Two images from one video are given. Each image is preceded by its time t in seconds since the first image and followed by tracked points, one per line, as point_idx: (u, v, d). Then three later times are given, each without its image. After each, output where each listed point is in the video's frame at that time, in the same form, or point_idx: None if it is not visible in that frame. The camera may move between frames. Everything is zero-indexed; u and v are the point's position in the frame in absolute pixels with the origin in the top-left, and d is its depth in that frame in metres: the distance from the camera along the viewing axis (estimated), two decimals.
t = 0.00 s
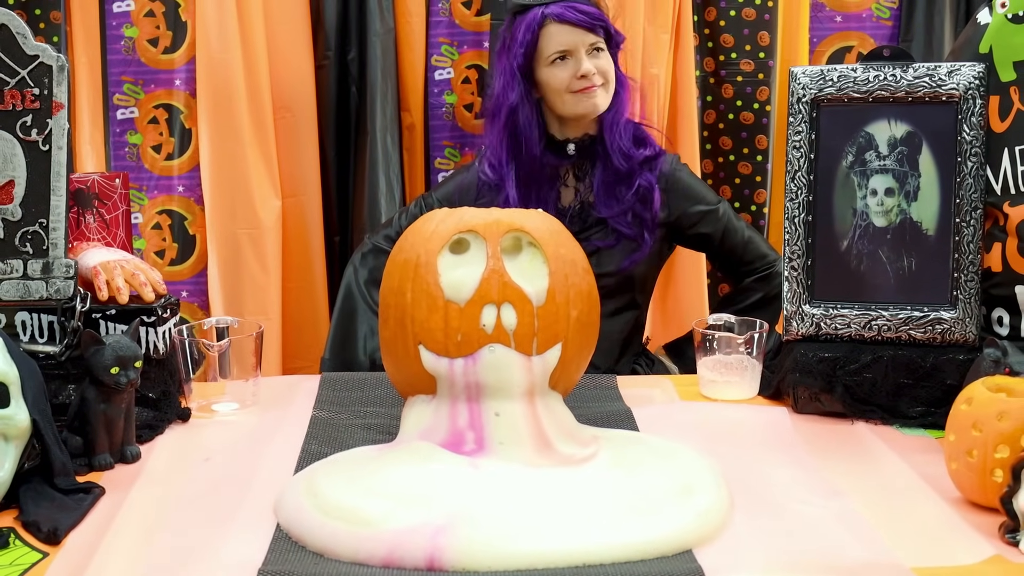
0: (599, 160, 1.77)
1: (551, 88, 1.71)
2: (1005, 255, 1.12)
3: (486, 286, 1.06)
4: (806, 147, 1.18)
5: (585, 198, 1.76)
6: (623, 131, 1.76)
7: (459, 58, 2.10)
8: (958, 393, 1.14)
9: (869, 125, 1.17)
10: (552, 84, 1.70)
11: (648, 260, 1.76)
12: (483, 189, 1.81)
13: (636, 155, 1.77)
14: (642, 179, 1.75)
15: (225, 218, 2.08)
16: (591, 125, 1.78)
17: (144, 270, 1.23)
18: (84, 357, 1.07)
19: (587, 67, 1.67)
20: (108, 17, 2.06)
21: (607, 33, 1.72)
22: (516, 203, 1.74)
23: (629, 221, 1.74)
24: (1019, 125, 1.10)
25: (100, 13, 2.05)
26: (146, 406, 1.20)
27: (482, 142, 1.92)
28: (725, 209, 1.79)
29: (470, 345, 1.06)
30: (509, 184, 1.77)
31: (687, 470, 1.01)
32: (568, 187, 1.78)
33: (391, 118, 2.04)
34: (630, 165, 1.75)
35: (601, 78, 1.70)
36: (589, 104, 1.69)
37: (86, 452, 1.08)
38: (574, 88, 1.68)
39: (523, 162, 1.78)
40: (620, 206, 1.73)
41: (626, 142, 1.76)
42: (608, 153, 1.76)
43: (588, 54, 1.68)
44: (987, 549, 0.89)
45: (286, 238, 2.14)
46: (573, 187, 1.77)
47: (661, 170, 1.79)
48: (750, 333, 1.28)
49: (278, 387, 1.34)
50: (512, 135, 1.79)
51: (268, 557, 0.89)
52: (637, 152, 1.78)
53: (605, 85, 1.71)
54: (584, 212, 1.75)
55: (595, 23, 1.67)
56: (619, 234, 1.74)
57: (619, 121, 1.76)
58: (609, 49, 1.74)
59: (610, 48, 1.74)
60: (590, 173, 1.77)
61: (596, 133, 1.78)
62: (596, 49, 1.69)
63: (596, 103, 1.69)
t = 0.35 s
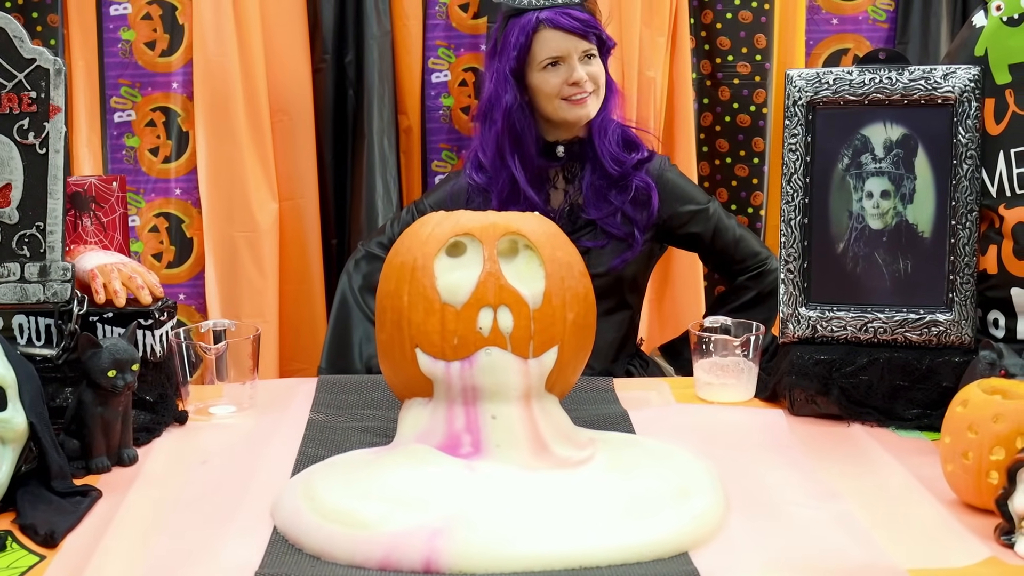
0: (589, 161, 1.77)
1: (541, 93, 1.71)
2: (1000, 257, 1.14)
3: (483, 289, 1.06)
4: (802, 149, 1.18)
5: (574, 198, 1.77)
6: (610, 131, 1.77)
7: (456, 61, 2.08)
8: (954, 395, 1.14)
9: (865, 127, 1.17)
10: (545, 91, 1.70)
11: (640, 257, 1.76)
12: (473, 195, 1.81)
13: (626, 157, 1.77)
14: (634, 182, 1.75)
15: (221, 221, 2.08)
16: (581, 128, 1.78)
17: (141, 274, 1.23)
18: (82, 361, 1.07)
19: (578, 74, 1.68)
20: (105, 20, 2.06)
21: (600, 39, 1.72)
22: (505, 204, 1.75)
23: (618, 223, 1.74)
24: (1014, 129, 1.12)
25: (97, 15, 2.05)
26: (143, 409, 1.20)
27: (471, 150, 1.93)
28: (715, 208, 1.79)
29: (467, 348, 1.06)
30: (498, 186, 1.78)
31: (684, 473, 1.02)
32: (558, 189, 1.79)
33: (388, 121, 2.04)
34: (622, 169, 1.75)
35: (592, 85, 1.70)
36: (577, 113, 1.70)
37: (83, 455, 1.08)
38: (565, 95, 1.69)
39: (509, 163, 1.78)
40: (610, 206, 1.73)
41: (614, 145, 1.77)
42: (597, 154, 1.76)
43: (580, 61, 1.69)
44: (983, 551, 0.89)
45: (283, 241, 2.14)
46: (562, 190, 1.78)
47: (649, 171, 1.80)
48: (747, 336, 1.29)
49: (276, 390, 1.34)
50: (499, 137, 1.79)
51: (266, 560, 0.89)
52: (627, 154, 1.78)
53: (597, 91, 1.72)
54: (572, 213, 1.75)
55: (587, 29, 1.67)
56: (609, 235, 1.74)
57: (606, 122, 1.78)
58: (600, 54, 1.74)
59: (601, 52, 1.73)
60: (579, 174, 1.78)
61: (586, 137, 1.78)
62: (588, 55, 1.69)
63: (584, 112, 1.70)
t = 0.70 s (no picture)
0: (591, 171, 1.76)
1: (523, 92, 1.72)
2: (997, 260, 1.12)
3: (481, 292, 1.07)
4: (799, 152, 1.19)
5: (575, 204, 1.74)
6: (614, 144, 1.76)
7: (454, 64, 2.11)
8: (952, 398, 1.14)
9: (863, 130, 1.17)
10: (524, 91, 1.71)
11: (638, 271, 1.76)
12: (474, 192, 1.80)
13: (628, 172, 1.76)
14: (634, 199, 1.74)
15: (220, 225, 2.08)
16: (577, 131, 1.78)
17: (140, 277, 1.23)
18: (81, 364, 1.08)
19: (556, 78, 1.66)
20: (104, 24, 2.06)
21: (598, 46, 1.69)
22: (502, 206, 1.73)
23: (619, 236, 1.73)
24: (1012, 130, 1.11)
25: (97, 20, 2.06)
26: (143, 412, 1.20)
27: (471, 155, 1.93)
28: (715, 212, 1.79)
29: (465, 351, 1.06)
30: (496, 187, 1.76)
31: (682, 476, 1.02)
32: (557, 194, 1.77)
33: (386, 124, 2.04)
34: (623, 187, 1.74)
35: (573, 90, 1.68)
36: (553, 117, 1.69)
37: (82, 458, 1.09)
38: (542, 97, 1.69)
39: (503, 165, 1.78)
40: (612, 220, 1.72)
41: (617, 158, 1.76)
42: (600, 166, 1.74)
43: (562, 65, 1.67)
44: (981, 552, 0.89)
45: (282, 244, 2.15)
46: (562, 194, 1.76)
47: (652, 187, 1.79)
48: (744, 338, 1.29)
49: (274, 393, 1.34)
50: (496, 139, 1.80)
51: (265, 562, 0.89)
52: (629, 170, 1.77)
53: (578, 98, 1.69)
54: (573, 219, 1.72)
55: (584, 37, 1.65)
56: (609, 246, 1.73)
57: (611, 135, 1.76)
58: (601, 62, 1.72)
59: (602, 60, 1.72)
60: (580, 181, 1.76)
61: (585, 142, 1.78)
62: (574, 61, 1.67)
63: (559, 117, 1.69)
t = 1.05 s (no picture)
0: (606, 177, 1.74)
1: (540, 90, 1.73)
2: (1008, 269, 1.14)
3: (496, 297, 1.07)
4: (812, 160, 1.19)
5: (591, 207, 1.73)
6: (633, 154, 1.74)
7: (467, 70, 2.12)
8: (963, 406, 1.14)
9: (875, 138, 1.18)
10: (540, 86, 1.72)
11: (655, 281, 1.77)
12: (490, 194, 1.81)
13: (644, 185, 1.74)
14: (649, 212, 1.71)
15: (233, 228, 2.09)
16: (594, 136, 1.77)
17: (155, 279, 1.24)
18: (96, 366, 1.09)
19: (568, 74, 1.66)
20: (118, 27, 2.08)
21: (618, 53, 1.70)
22: (516, 206, 1.73)
23: (634, 246, 1.71)
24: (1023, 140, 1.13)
25: (111, 23, 2.07)
26: (157, 413, 1.20)
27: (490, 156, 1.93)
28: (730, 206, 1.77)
29: (479, 355, 1.07)
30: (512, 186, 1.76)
31: (694, 481, 1.02)
32: (572, 197, 1.76)
33: (399, 129, 2.04)
34: (637, 199, 1.71)
35: (584, 90, 1.68)
36: (563, 117, 1.69)
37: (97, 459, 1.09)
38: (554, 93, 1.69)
39: (521, 164, 1.77)
40: (629, 230, 1.70)
41: (636, 168, 1.74)
42: (617, 175, 1.73)
43: (577, 63, 1.68)
44: (991, 560, 0.89)
45: (294, 247, 2.15)
46: (578, 198, 1.75)
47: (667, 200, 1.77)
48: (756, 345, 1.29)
49: (287, 396, 1.34)
50: (512, 136, 1.79)
51: (280, 564, 0.90)
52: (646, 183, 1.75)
53: (589, 100, 1.69)
54: (587, 221, 1.72)
55: (604, 39, 1.66)
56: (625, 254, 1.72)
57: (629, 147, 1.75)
58: (620, 70, 1.72)
59: (622, 68, 1.72)
60: (596, 185, 1.75)
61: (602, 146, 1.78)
62: (589, 61, 1.68)
63: (568, 117, 1.69)
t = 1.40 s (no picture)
0: (626, 197, 1.67)
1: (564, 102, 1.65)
2: None
3: (523, 304, 1.08)
4: (839, 169, 1.19)
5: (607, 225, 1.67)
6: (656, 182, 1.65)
7: (494, 76, 2.12)
8: (989, 416, 1.14)
9: (902, 148, 1.18)
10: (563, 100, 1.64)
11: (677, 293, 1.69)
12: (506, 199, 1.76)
13: (666, 216, 1.63)
14: (668, 247, 1.60)
15: (260, 232, 2.11)
16: (617, 155, 1.69)
17: (184, 283, 1.25)
18: (127, 369, 1.11)
19: (590, 96, 1.58)
20: (148, 32, 2.11)
21: (648, 79, 1.60)
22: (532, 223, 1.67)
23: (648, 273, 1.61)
24: None
25: (141, 28, 2.11)
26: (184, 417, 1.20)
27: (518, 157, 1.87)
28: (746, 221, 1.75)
29: (506, 362, 1.07)
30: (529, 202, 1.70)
31: (719, 490, 1.02)
32: (590, 213, 1.70)
33: (426, 135, 2.05)
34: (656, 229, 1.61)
35: (606, 114, 1.59)
36: (579, 134, 1.61)
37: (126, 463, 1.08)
38: (575, 112, 1.61)
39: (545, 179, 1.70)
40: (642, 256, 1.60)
41: (658, 195, 1.64)
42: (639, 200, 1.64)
43: (602, 86, 1.58)
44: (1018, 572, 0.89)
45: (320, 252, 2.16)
46: (594, 213, 1.68)
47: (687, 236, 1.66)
48: (781, 353, 1.29)
49: (313, 400, 1.35)
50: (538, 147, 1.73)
51: (306, 568, 0.90)
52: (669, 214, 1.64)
53: (609, 125, 1.60)
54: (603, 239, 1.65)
55: (633, 66, 1.57)
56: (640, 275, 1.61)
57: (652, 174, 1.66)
58: (652, 97, 1.62)
59: (652, 95, 1.62)
60: (614, 203, 1.68)
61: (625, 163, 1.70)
62: (615, 86, 1.58)
63: (584, 139, 1.61)
